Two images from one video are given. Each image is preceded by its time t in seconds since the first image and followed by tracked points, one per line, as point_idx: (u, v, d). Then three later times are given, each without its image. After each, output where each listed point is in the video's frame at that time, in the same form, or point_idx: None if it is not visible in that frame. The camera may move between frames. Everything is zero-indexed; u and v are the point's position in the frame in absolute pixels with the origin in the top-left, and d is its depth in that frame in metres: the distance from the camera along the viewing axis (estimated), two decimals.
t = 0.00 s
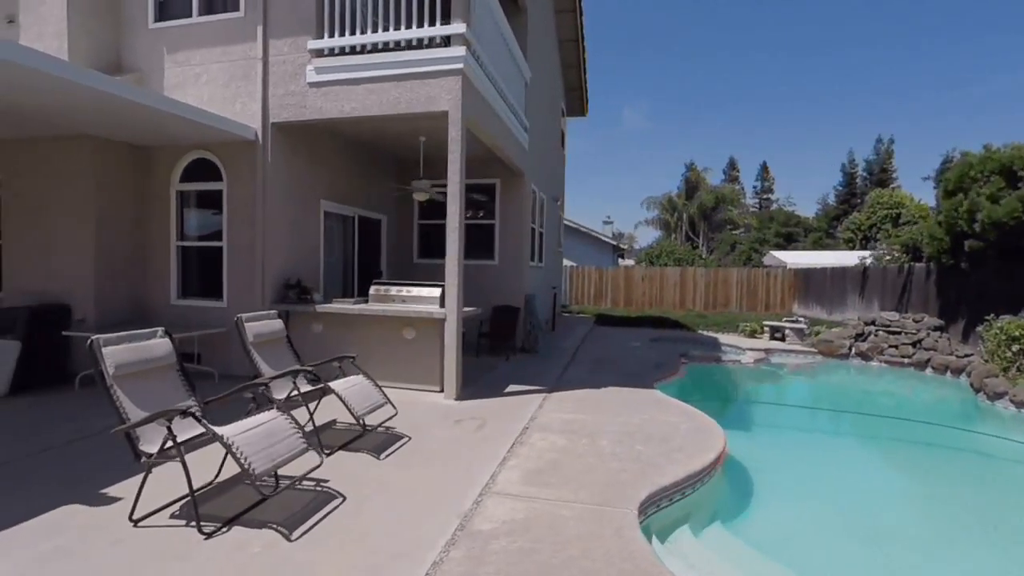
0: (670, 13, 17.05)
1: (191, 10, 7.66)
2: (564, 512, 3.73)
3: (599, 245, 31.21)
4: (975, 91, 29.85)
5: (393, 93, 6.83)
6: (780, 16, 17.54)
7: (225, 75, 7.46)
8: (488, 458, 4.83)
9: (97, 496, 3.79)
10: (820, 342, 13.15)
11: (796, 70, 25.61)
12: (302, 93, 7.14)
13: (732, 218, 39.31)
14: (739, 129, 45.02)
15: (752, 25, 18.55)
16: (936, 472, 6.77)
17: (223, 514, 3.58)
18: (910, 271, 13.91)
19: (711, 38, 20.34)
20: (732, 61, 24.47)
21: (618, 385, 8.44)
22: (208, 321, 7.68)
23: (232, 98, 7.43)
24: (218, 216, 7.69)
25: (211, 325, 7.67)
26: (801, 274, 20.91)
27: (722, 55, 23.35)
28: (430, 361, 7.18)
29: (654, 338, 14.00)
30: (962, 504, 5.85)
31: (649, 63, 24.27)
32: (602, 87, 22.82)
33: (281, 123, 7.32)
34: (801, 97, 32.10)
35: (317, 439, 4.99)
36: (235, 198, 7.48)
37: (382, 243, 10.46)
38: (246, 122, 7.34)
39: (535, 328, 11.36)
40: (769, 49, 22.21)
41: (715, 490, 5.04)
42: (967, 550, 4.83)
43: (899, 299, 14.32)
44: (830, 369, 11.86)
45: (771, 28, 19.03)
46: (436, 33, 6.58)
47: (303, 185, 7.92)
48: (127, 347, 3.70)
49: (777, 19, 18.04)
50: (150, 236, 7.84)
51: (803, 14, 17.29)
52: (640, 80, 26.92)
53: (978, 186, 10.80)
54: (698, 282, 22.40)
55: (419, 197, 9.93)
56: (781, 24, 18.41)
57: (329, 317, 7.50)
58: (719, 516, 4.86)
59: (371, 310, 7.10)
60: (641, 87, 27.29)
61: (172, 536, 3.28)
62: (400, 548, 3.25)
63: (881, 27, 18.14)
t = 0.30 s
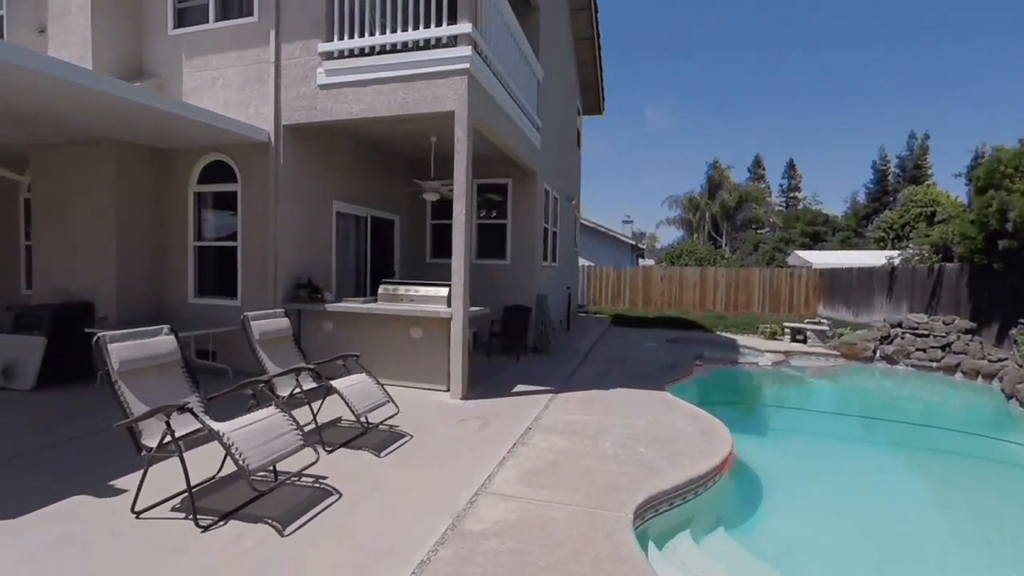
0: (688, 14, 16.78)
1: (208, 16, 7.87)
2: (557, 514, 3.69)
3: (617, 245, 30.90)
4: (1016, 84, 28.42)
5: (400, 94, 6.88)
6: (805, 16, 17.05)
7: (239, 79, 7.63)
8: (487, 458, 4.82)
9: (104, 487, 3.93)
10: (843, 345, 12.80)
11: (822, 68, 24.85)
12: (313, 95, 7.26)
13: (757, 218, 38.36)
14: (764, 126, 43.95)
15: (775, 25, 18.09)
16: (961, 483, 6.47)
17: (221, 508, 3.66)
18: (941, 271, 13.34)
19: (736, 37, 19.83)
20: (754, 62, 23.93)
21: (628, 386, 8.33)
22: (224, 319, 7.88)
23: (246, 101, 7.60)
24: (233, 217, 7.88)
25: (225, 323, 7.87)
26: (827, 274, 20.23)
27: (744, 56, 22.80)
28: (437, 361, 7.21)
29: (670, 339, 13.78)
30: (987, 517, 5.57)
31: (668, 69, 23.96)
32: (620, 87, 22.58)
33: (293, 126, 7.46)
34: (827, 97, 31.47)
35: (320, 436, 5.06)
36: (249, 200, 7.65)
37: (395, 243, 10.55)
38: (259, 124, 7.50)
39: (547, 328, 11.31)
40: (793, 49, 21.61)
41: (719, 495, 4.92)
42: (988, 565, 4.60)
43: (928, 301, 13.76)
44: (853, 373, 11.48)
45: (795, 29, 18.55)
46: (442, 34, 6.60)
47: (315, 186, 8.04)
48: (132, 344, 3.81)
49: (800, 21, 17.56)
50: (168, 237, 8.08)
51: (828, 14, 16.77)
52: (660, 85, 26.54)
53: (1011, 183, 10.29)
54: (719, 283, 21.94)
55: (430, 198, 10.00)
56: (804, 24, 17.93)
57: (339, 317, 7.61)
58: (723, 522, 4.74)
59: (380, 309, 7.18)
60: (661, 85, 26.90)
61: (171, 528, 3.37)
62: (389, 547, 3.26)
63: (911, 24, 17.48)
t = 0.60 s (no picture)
0: (704, 12, 16.52)
1: (223, 21, 8.06)
2: (549, 515, 3.63)
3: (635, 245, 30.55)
4: None
5: (406, 94, 6.91)
6: (825, 11, 16.67)
7: (252, 82, 7.78)
8: (485, 458, 4.79)
9: (109, 480, 4.03)
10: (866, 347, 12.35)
11: (847, 64, 24.12)
12: (322, 97, 7.35)
13: (781, 216, 37.35)
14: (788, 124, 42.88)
15: (795, 22, 17.65)
16: (987, 493, 6.15)
17: (217, 503, 3.70)
18: (970, 271, 12.82)
19: (756, 33, 19.41)
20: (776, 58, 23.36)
21: (638, 387, 8.19)
22: (237, 318, 8.05)
23: (257, 103, 7.75)
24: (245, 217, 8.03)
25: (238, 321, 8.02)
26: (853, 273, 19.56)
27: (765, 54, 22.30)
28: (443, 360, 7.22)
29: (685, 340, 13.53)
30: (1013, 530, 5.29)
31: (686, 68, 23.61)
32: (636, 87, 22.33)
33: (303, 127, 7.57)
34: (853, 92, 30.64)
35: (321, 433, 5.10)
36: (261, 200, 7.79)
37: (406, 243, 10.62)
38: (270, 126, 7.64)
39: (558, 328, 11.22)
40: (816, 45, 21.08)
41: (723, 499, 4.80)
42: None
43: (958, 303, 13.24)
44: (876, 376, 11.09)
45: (817, 26, 18.07)
46: (447, 33, 6.61)
47: (325, 186, 8.13)
48: (134, 341, 3.91)
49: (822, 17, 17.10)
50: (183, 237, 8.29)
51: (851, 10, 16.30)
52: (678, 83, 26.15)
53: None
54: (739, 283, 21.45)
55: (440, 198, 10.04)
56: (826, 20, 17.46)
57: (347, 315, 7.69)
58: (726, 527, 4.61)
59: (387, 309, 7.23)
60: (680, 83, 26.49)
61: (166, 521, 3.43)
62: (376, 544, 3.26)
63: (940, 17, 16.83)
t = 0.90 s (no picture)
0: (717, 14, 16.25)
1: (229, 24, 8.16)
2: (537, 516, 3.57)
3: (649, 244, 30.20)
4: None
5: (407, 92, 6.91)
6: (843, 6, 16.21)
7: (257, 83, 7.86)
8: (479, 457, 4.75)
9: (106, 474, 4.10)
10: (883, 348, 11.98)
11: (868, 61, 23.48)
12: (324, 96, 7.40)
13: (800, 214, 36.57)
14: (807, 121, 41.98)
15: (811, 21, 17.27)
16: (1006, 501, 5.89)
17: (206, 499, 3.73)
18: (996, 271, 13.00)
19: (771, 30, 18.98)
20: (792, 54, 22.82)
21: (642, 388, 8.06)
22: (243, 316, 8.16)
23: (262, 103, 7.83)
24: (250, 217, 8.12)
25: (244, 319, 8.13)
26: (872, 272, 19.03)
27: (781, 53, 21.84)
28: (443, 359, 7.22)
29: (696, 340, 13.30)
30: None
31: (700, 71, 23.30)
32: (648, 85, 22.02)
33: (307, 127, 7.62)
34: (873, 88, 29.82)
35: (317, 430, 5.11)
36: (266, 200, 7.86)
37: (412, 242, 10.64)
38: (275, 126, 7.72)
39: (565, 327, 11.14)
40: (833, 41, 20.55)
41: (721, 502, 4.70)
42: None
43: (983, 301, 13.44)
44: (894, 378, 10.75)
45: (834, 24, 17.65)
46: (447, 31, 6.60)
47: (330, 185, 8.19)
48: (128, 337, 3.97)
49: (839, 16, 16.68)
50: (192, 237, 8.43)
51: (868, 7, 15.88)
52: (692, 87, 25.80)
53: None
54: (755, 283, 21.03)
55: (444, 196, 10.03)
56: (844, 19, 17.03)
57: (350, 314, 7.74)
58: (723, 532, 4.51)
59: (389, 307, 7.25)
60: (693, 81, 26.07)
61: (156, 515, 3.48)
62: (359, 542, 3.24)
63: (965, 13, 16.26)
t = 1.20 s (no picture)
0: (723, 13, 16.05)
1: (231, 26, 8.23)
2: (520, 519, 3.52)
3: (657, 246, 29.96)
4: None
5: (404, 93, 6.91)
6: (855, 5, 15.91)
7: (257, 84, 7.92)
8: (467, 458, 4.72)
9: (95, 471, 4.13)
10: (891, 352, 11.66)
11: (882, 60, 23.04)
12: (323, 97, 7.43)
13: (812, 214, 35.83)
14: (820, 121, 41.33)
15: (821, 20, 17.00)
16: (1014, 510, 5.72)
17: (191, 497, 3.74)
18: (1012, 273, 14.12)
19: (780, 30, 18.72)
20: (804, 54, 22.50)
21: (642, 390, 7.97)
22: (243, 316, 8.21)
23: (263, 104, 7.88)
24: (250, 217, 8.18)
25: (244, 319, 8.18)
26: (884, 274, 18.50)
27: (792, 52, 21.50)
28: (440, 359, 7.20)
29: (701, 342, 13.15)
30: None
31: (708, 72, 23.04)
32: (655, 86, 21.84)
33: (306, 128, 7.66)
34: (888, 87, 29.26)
35: (309, 430, 5.12)
36: (266, 200, 7.91)
37: (414, 243, 10.64)
38: (275, 127, 7.76)
39: (566, 328, 11.08)
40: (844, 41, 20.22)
41: (712, 508, 4.62)
42: None
43: (999, 303, 14.56)
44: (903, 382, 10.55)
45: (845, 24, 17.35)
46: (443, 31, 6.58)
47: (329, 185, 8.22)
48: (117, 336, 4.00)
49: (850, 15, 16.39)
50: (194, 237, 8.52)
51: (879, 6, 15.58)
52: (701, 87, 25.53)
53: None
54: (764, 285, 20.63)
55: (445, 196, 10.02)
56: (855, 18, 16.73)
57: (349, 313, 7.76)
58: (714, 540, 4.42)
59: (387, 307, 7.26)
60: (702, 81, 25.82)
61: (140, 513, 3.49)
62: (338, 543, 3.23)
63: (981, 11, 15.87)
